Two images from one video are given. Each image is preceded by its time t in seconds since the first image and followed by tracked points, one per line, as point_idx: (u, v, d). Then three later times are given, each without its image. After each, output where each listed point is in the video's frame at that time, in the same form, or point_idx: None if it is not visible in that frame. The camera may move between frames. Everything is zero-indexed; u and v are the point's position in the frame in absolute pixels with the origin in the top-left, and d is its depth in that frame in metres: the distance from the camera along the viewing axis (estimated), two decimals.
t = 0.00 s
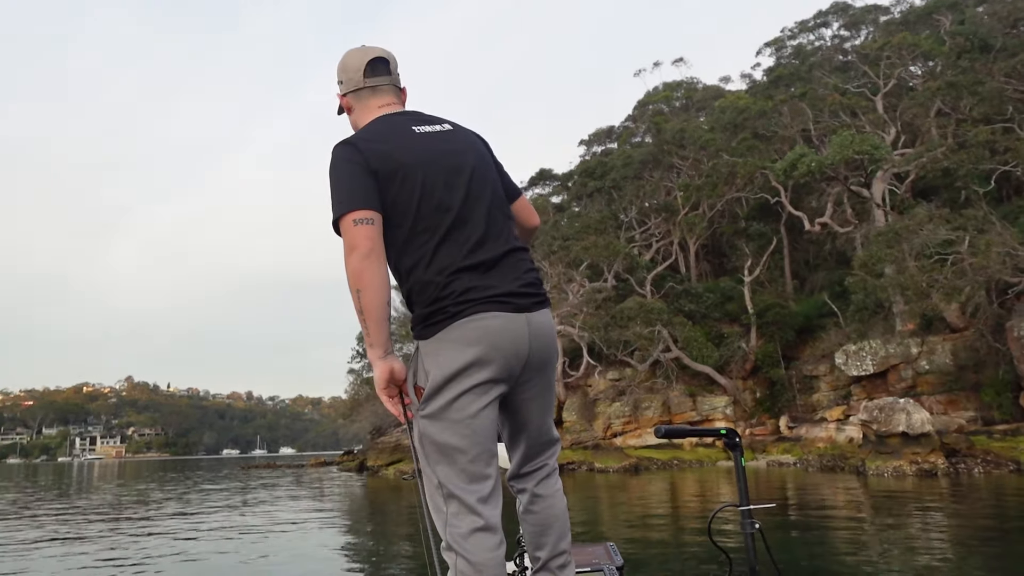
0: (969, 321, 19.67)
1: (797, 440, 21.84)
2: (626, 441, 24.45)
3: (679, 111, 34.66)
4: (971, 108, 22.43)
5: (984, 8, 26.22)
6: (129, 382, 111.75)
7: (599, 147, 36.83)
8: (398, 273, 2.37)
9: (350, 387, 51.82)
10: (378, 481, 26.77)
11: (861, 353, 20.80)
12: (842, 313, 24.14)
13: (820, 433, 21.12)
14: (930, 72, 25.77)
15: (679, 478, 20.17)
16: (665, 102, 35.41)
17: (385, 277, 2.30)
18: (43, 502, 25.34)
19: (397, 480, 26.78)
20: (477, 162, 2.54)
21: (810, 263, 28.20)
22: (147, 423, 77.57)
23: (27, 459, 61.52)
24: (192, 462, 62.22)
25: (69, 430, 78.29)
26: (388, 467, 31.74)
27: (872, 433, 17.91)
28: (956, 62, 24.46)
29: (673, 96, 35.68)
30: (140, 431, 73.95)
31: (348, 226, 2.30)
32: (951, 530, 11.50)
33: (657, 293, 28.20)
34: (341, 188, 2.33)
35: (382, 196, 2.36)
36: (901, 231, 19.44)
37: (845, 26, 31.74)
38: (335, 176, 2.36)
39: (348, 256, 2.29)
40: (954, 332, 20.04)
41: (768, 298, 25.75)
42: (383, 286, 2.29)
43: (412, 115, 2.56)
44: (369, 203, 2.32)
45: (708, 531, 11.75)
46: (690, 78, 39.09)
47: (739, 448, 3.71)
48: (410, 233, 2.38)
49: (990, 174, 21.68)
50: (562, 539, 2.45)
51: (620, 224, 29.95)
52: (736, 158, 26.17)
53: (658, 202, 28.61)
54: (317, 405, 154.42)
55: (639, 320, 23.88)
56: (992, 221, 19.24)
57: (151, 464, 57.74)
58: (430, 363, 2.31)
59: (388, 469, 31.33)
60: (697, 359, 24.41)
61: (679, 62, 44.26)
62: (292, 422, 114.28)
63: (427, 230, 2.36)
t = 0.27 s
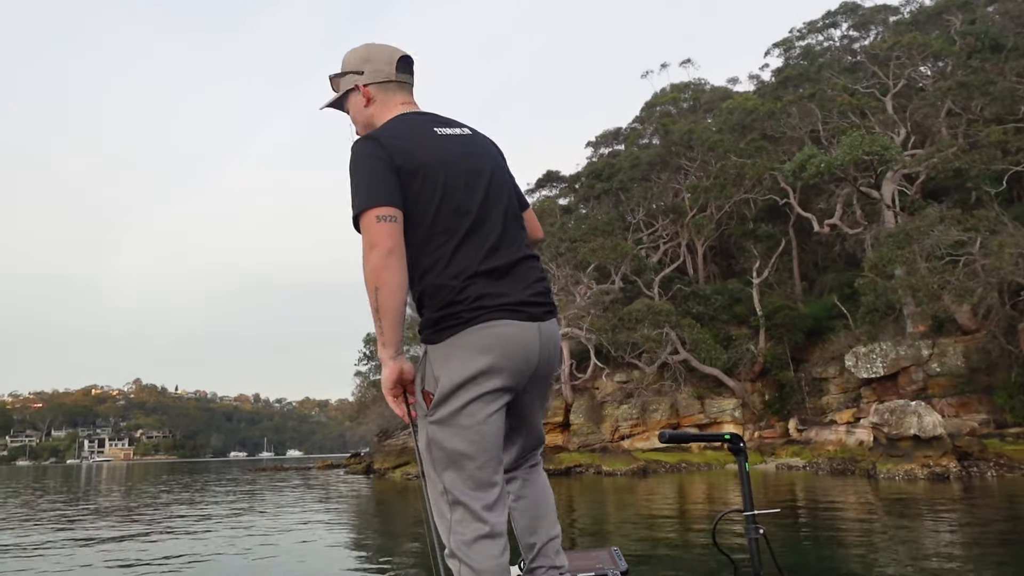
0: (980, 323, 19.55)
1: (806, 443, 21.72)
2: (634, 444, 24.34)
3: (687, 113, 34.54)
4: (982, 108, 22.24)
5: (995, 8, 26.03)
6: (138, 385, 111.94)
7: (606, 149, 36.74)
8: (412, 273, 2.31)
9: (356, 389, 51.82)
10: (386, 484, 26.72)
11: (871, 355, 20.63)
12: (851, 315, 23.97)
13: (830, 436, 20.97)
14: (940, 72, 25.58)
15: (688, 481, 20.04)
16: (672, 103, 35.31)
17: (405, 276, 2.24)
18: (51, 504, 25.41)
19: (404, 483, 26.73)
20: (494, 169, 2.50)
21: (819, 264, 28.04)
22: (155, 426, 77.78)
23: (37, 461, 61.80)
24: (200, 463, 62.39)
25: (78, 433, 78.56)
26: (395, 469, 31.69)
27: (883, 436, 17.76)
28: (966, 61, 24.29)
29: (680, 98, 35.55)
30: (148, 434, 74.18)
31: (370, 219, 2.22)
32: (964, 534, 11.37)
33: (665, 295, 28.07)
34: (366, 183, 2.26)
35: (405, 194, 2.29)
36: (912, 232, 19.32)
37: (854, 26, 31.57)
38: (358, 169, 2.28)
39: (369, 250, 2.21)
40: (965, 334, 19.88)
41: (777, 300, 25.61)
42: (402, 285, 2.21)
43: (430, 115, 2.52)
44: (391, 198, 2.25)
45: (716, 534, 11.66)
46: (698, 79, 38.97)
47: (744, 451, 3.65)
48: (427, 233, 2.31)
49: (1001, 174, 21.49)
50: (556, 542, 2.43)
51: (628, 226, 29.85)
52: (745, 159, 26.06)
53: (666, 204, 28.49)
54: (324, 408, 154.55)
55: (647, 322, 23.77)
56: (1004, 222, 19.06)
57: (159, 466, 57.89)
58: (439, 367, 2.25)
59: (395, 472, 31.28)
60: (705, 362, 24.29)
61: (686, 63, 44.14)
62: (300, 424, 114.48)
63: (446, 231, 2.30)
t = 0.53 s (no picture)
0: (995, 330, 19.36)
1: (818, 450, 21.57)
2: (644, 450, 24.20)
3: (698, 118, 34.41)
4: (998, 113, 22.03)
5: (1010, 12, 25.81)
6: (149, 388, 112.54)
7: (616, 153, 36.66)
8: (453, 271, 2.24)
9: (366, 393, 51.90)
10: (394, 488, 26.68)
11: (884, 362, 20.41)
12: (864, 322, 23.77)
13: (842, 444, 20.78)
14: (955, 76, 25.36)
15: (698, 488, 19.88)
16: (683, 108, 35.20)
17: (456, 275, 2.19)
18: (62, 505, 25.52)
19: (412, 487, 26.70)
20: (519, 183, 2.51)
21: (831, 270, 27.85)
22: (166, 428, 78.17)
23: (49, 463, 62.23)
24: (211, 466, 62.65)
25: (90, 434, 79.04)
26: (404, 474, 31.65)
27: (896, 444, 17.58)
28: (981, 66, 24.09)
29: (691, 102, 35.44)
30: (159, 436, 74.59)
31: (429, 213, 2.14)
32: (979, 544, 11.20)
33: (676, 300, 27.93)
34: (428, 175, 2.19)
35: (461, 192, 2.24)
36: (926, 237, 19.12)
37: (867, 30, 31.38)
38: (415, 160, 2.20)
39: (427, 244, 2.12)
40: (980, 342, 19.66)
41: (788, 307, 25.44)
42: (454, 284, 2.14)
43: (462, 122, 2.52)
44: (447, 196, 2.19)
45: (725, 541, 11.51)
46: (709, 84, 38.85)
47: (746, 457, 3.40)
48: (472, 234, 2.26)
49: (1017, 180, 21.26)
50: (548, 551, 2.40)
51: (638, 231, 29.75)
52: (757, 164, 25.93)
53: (677, 208, 28.36)
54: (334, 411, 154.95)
55: (658, 327, 23.62)
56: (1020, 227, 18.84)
57: (170, 468, 58.17)
58: (474, 367, 2.20)
59: (404, 476, 31.25)
60: (716, 368, 24.12)
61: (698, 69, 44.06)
62: (310, 428, 114.83)
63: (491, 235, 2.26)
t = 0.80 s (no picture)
0: (1015, 337, 19.05)
1: (833, 457, 21.41)
2: (657, 455, 24.06)
3: (713, 121, 34.23)
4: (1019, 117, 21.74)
5: None
6: (164, 387, 113.37)
7: (630, 157, 36.53)
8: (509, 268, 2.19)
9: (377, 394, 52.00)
10: (406, 490, 26.66)
11: (901, 369, 20.18)
12: (881, 327, 23.53)
13: (857, 450, 20.57)
14: (975, 80, 25.09)
15: (711, 493, 19.72)
16: (698, 111, 35.03)
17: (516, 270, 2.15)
18: (76, 502, 25.72)
19: (424, 489, 26.67)
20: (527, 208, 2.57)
21: (847, 275, 27.62)
22: (180, 427, 78.72)
23: (65, 460, 62.85)
24: (223, 465, 62.99)
25: (104, 433, 79.69)
26: (415, 476, 31.65)
27: (914, 451, 17.38)
28: (1002, 69, 23.81)
29: (706, 106, 35.25)
30: (173, 435, 75.23)
31: (511, 204, 2.11)
32: (1000, 554, 11.00)
33: (690, 304, 27.75)
34: (503, 169, 2.17)
35: (530, 194, 2.26)
36: (945, 242, 18.88)
37: (885, 33, 31.11)
38: (496, 158, 2.19)
39: (504, 232, 2.07)
40: (999, 349, 19.35)
41: (803, 311, 25.25)
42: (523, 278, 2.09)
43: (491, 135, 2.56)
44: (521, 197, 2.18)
45: (739, 548, 11.40)
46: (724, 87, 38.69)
47: (755, 464, 3.49)
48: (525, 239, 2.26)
49: None
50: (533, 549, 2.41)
51: (652, 234, 29.61)
52: (772, 168, 25.76)
53: (691, 212, 28.20)
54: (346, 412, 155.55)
55: (672, 331, 23.47)
56: None
57: (183, 468, 58.53)
58: (521, 363, 2.14)
59: (415, 478, 31.23)
60: (730, 372, 23.92)
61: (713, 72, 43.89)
62: (321, 429, 115.22)
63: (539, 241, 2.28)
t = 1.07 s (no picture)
0: None
1: (844, 460, 21.25)
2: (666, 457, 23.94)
3: (723, 122, 34.09)
4: None
5: None
6: (173, 387, 113.89)
7: (639, 158, 36.43)
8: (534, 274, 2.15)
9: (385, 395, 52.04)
10: (414, 491, 26.61)
11: (913, 372, 19.99)
12: (892, 330, 23.34)
13: (868, 454, 20.41)
14: (988, 81, 24.87)
15: (720, 497, 19.59)
16: (708, 112, 34.88)
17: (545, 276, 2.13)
18: (86, 502, 25.86)
19: (431, 490, 26.63)
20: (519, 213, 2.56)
21: (858, 277, 27.43)
22: (188, 427, 79.02)
23: (75, 459, 63.28)
24: (232, 465, 63.19)
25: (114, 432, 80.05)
26: (423, 477, 31.64)
27: (926, 456, 17.20)
28: (1017, 70, 23.60)
29: (716, 107, 35.10)
30: (181, 434, 75.57)
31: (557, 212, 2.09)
32: (1016, 560, 10.84)
33: (699, 306, 27.62)
34: (544, 176, 2.15)
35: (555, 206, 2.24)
36: (959, 244, 18.70)
37: (897, 34, 30.90)
38: (539, 167, 2.16)
39: (549, 238, 2.05)
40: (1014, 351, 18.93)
41: (814, 314, 25.09)
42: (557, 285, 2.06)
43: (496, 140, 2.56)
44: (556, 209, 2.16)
45: (748, 552, 11.30)
46: (734, 88, 38.53)
47: (754, 469, 3.17)
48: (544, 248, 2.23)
49: None
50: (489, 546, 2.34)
51: (662, 235, 29.49)
52: (783, 169, 25.62)
53: (701, 213, 28.07)
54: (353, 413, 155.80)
55: (681, 333, 23.33)
56: None
57: (192, 467, 58.76)
58: (544, 370, 2.11)
59: (423, 479, 31.20)
60: (740, 374, 23.78)
61: (723, 73, 43.75)
62: (329, 429, 115.43)
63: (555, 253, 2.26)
